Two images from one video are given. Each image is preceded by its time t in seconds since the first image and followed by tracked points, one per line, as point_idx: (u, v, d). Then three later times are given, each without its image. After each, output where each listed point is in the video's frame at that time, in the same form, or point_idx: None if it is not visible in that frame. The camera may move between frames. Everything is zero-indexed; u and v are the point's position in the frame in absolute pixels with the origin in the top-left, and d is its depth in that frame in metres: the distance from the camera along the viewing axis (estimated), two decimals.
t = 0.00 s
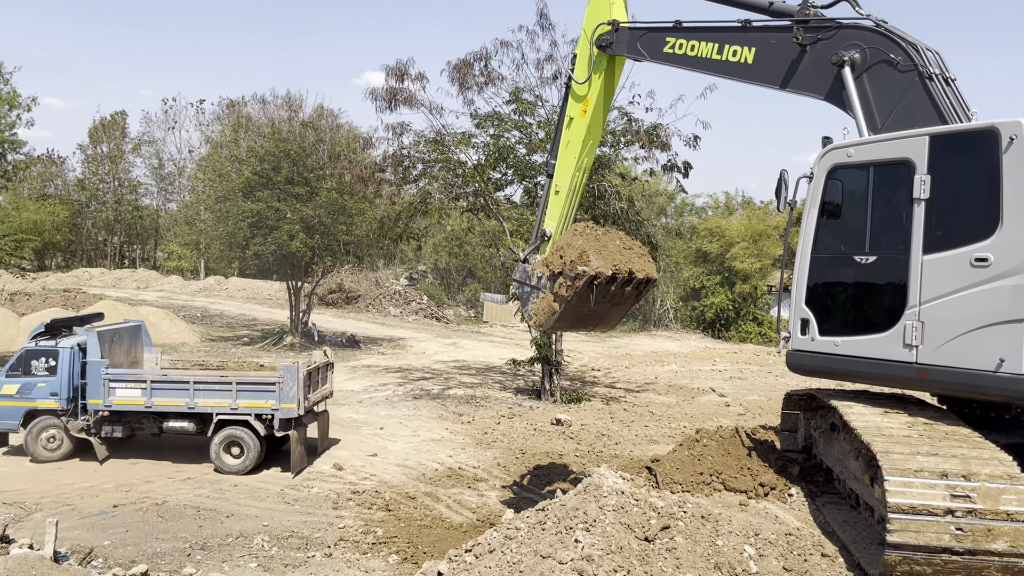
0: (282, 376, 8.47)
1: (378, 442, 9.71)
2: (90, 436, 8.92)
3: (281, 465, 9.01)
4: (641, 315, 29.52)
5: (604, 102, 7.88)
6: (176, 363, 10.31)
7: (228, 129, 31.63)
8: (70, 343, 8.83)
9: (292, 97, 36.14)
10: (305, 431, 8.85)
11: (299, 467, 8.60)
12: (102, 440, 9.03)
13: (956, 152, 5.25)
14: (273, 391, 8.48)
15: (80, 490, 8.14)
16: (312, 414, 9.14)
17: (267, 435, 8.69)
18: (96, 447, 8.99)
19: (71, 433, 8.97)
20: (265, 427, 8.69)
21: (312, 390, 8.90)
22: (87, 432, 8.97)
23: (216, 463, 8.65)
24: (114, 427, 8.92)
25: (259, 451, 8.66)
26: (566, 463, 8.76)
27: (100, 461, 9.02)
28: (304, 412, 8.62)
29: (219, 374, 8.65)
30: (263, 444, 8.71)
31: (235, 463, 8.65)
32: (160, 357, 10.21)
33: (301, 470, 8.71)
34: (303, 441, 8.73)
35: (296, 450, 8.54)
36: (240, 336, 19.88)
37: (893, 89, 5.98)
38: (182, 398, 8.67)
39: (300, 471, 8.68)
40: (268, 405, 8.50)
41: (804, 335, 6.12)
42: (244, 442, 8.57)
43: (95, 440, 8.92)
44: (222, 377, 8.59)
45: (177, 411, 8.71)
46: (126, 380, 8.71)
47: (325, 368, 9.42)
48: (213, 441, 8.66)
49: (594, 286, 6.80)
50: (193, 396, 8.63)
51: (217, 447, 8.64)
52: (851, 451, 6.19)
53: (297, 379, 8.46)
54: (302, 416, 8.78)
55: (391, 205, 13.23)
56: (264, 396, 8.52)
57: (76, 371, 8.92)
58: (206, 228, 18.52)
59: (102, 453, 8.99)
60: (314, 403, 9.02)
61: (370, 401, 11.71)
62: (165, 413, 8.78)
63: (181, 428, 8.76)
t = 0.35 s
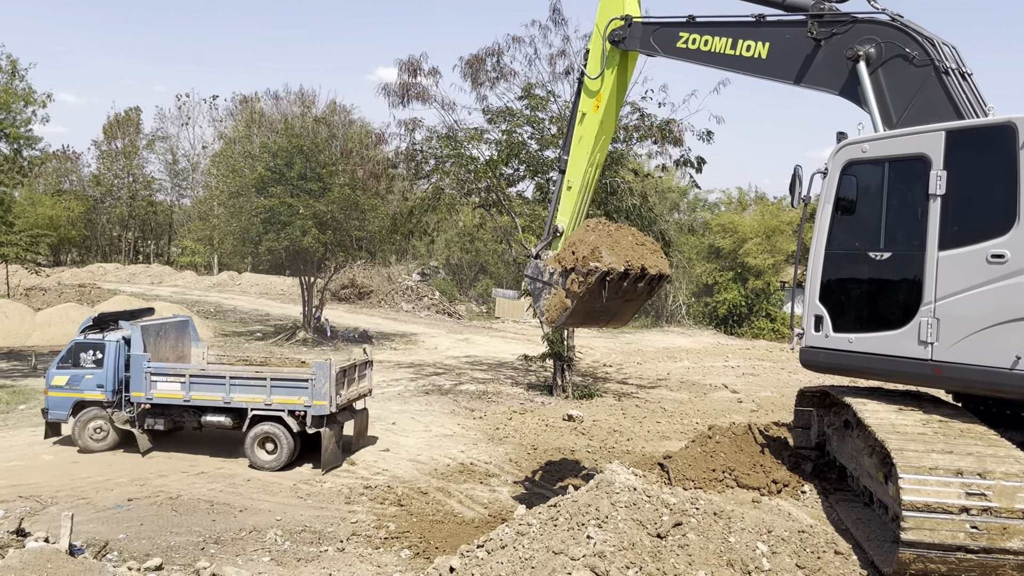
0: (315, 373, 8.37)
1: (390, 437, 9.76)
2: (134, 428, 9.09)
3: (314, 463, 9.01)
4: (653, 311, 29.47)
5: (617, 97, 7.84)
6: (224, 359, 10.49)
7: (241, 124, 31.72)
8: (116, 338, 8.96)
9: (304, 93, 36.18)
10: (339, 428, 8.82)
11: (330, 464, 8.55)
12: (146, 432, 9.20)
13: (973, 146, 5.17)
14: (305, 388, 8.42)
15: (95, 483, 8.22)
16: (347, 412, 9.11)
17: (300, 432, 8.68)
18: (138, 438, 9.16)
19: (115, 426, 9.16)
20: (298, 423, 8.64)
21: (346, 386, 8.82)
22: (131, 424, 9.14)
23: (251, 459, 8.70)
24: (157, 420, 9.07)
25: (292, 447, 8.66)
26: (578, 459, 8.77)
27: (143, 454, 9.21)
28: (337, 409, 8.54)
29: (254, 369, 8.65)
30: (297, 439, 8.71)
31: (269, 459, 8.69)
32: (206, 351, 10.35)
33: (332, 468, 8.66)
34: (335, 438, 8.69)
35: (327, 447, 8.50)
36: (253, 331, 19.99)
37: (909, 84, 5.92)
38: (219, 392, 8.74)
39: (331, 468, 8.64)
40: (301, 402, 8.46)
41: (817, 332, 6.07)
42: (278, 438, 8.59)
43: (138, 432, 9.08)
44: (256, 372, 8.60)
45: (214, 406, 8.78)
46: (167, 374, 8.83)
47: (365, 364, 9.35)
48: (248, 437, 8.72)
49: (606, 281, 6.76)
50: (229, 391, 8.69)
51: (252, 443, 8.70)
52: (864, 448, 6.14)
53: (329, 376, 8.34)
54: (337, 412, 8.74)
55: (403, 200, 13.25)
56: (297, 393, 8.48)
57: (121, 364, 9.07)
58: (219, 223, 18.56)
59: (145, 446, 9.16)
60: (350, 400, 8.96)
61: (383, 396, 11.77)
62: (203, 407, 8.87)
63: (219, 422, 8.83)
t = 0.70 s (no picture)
0: (336, 371, 8.29)
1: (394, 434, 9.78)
2: (165, 423, 9.13)
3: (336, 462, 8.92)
4: (657, 308, 29.45)
5: (620, 94, 7.84)
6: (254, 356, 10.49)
7: (245, 122, 31.73)
8: (148, 335, 9.06)
9: (309, 90, 36.16)
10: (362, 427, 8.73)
11: (350, 465, 8.47)
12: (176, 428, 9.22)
13: (976, 143, 5.17)
14: (326, 386, 8.33)
15: (100, 480, 8.24)
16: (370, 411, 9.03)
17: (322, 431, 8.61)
18: (170, 435, 9.21)
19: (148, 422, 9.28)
20: (320, 422, 8.56)
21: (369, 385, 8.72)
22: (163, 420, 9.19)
23: (274, 457, 8.66)
24: (187, 417, 9.08)
25: (315, 448, 8.58)
26: (582, 457, 8.80)
27: (173, 450, 9.33)
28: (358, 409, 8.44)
29: (277, 367, 8.60)
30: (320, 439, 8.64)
31: (292, 458, 8.63)
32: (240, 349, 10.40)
33: (352, 469, 8.57)
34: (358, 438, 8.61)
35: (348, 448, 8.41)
36: (258, 328, 20.05)
37: (912, 81, 5.92)
38: (243, 390, 8.71)
39: (352, 470, 8.55)
40: (322, 400, 8.38)
41: (820, 329, 6.07)
42: (299, 437, 8.53)
43: (169, 428, 9.13)
44: (279, 370, 8.54)
45: (240, 404, 8.76)
46: (195, 371, 8.84)
47: (392, 364, 9.25)
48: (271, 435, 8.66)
49: (609, 278, 6.76)
50: (253, 388, 8.65)
51: (275, 441, 8.65)
52: (867, 446, 6.14)
53: (349, 375, 8.25)
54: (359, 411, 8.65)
55: (407, 197, 13.27)
56: (319, 391, 8.40)
57: (153, 361, 9.16)
58: (222, 220, 18.58)
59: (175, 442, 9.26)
60: (374, 399, 8.87)
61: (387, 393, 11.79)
62: (229, 404, 8.87)
63: (244, 420, 8.80)
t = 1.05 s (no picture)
0: (350, 370, 8.21)
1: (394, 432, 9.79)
2: (189, 421, 9.23)
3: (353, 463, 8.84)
4: (657, 307, 29.39)
5: (620, 92, 7.85)
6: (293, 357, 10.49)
7: (245, 120, 31.75)
8: (173, 333, 9.14)
9: (309, 89, 36.15)
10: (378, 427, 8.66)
11: (364, 464, 8.39)
12: (199, 426, 9.32)
13: (975, 141, 5.19)
14: (341, 385, 8.27)
15: (99, 477, 8.25)
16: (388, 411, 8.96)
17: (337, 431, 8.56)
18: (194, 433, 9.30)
19: (171, 419, 9.32)
20: (336, 421, 8.49)
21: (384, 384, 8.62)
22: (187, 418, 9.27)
23: (291, 455, 8.65)
24: (210, 414, 9.17)
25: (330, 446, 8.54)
26: (581, 455, 8.81)
27: (196, 446, 9.37)
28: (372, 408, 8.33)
29: (294, 366, 8.58)
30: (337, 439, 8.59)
31: (308, 456, 8.60)
32: (268, 348, 10.36)
33: (367, 470, 8.49)
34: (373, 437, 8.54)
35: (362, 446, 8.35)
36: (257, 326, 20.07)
37: (911, 79, 5.94)
38: (261, 388, 8.72)
39: (366, 470, 8.47)
40: (337, 399, 8.31)
41: (819, 327, 6.07)
42: (315, 435, 8.52)
43: (193, 426, 9.24)
44: (296, 369, 8.52)
45: (258, 402, 8.78)
46: (216, 369, 8.91)
47: (412, 364, 9.17)
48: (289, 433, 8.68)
49: (609, 276, 6.77)
50: (271, 387, 8.64)
51: (292, 439, 8.65)
52: (865, 443, 6.15)
53: (364, 374, 8.16)
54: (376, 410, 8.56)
55: (407, 194, 13.28)
56: (334, 390, 8.34)
57: (178, 359, 9.24)
58: (222, 218, 18.57)
59: (198, 440, 9.32)
60: (392, 399, 8.78)
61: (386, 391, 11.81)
62: (248, 402, 8.91)
63: (262, 418, 8.83)
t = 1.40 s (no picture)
0: (365, 368, 8.17)
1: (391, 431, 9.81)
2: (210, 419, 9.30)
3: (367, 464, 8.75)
4: (654, 306, 29.30)
5: (617, 92, 7.87)
6: (305, 356, 10.48)
7: (243, 118, 31.72)
8: (195, 331, 9.24)
9: (307, 86, 36.11)
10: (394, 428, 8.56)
11: (377, 465, 8.29)
12: (221, 424, 9.37)
13: (970, 143, 5.21)
14: (355, 384, 8.23)
15: (96, 475, 8.26)
16: (404, 411, 8.87)
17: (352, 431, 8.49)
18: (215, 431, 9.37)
19: (193, 417, 9.36)
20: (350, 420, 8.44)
21: (398, 384, 8.54)
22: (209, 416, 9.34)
23: (307, 455, 8.63)
24: (231, 413, 9.22)
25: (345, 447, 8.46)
26: (578, 454, 8.84)
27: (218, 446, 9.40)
28: (386, 407, 8.28)
29: (310, 364, 8.59)
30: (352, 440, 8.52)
31: (323, 456, 8.55)
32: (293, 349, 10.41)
33: (381, 470, 8.39)
34: (387, 438, 8.43)
35: (374, 446, 8.26)
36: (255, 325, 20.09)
37: (907, 80, 5.96)
38: (279, 387, 8.73)
39: (379, 471, 8.36)
40: (351, 398, 8.27)
41: (814, 327, 6.11)
42: (330, 435, 8.47)
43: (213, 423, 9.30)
44: (312, 368, 8.51)
45: (275, 400, 8.80)
46: (236, 367, 8.97)
47: (432, 363, 9.06)
48: (305, 433, 8.66)
49: (606, 275, 6.76)
50: (288, 385, 8.66)
51: (307, 438, 8.63)
52: (860, 443, 6.18)
53: (377, 373, 8.12)
54: (390, 410, 8.49)
55: (405, 193, 13.30)
56: (349, 389, 8.30)
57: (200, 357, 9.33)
58: (219, 216, 18.53)
59: (219, 439, 9.35)
60: (409, 399, 8.69)
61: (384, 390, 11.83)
62: (266, 401, 8.93)
63: (279, 417, 8.83)
